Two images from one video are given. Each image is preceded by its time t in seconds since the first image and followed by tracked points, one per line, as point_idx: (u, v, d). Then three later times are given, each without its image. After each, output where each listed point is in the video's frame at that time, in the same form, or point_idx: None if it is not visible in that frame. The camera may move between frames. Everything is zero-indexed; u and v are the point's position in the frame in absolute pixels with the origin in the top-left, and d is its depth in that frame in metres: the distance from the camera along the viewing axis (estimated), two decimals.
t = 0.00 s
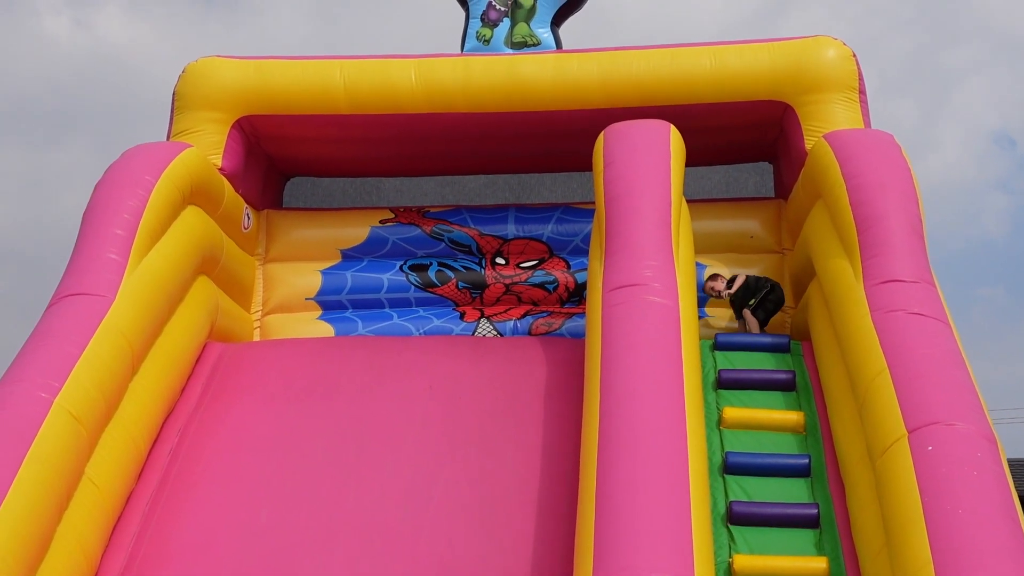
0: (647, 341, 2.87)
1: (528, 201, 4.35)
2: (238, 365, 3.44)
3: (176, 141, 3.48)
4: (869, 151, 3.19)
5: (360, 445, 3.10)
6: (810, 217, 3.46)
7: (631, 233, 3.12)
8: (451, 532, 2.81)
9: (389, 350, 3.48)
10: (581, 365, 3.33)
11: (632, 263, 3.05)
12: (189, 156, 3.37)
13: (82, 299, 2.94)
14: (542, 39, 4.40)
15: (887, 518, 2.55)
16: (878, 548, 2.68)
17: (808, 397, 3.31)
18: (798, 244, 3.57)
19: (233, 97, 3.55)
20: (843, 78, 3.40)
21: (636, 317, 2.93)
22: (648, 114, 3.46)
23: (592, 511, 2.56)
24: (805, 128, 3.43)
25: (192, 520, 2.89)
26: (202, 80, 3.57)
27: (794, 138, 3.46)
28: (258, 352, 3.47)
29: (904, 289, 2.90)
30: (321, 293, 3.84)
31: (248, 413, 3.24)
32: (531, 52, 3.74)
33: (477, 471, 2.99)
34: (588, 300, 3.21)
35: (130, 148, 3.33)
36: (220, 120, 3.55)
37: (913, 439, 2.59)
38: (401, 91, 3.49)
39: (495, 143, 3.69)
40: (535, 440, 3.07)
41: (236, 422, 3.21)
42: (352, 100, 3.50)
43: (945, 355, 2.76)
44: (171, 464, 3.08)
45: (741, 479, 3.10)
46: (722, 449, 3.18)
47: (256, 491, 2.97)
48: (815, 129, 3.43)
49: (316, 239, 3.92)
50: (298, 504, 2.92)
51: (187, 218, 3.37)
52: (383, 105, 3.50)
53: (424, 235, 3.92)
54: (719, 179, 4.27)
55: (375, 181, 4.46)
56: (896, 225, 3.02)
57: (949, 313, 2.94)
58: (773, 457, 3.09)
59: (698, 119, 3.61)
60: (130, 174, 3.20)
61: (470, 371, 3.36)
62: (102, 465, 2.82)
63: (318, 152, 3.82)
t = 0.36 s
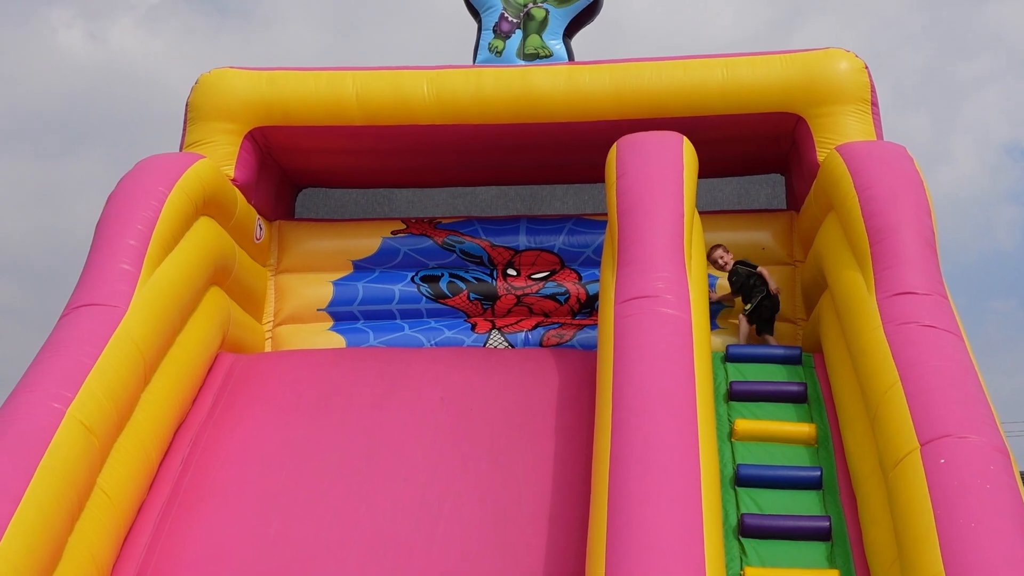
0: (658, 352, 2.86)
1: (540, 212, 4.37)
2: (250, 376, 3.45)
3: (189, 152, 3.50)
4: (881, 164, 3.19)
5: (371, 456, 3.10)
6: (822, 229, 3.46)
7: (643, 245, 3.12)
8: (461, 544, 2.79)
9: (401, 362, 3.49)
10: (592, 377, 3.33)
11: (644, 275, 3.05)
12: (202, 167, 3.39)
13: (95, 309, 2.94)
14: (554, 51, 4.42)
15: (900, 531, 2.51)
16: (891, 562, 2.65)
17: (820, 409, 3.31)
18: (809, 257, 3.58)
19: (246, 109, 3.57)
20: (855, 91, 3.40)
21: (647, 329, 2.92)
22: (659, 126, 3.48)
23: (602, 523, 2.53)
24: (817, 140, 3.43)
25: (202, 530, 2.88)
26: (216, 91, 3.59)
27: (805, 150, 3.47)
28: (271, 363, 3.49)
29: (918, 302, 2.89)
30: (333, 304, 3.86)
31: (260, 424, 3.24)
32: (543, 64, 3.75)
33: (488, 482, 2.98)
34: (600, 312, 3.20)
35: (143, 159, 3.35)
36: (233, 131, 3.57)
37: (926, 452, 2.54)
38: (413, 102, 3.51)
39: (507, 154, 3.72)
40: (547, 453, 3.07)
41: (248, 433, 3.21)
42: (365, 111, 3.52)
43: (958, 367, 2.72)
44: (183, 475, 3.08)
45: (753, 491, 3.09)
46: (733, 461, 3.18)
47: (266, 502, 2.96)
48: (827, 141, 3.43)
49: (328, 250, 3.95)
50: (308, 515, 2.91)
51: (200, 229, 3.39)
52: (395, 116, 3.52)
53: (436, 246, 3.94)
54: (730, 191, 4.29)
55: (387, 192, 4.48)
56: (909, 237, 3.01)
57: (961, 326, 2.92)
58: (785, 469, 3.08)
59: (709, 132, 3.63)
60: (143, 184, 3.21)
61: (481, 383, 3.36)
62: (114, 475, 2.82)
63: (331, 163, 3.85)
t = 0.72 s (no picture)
0: (664, 365, 2.85)
1: (547, 225, 4.37)
2: (256, 389, 3.45)
3: (197, 165, 3.51)
4: (887, 178, 3.19)
5: (377, 469, 3.09)
6: (829, 243, 3.46)
7: (649, 258, 3.12)
8: (465, 557, 2.78)
9: (407, 375, 3.49)
10: (599, 391, 3.33)
11: (651, 288, 3.04)
12: (209, 180, 3.40)
13: (101, 321, 2.95)
14: (561, 65, 4.44)
15: (906, 546, 2.49)
16: None
17: (827, 423, 3.30)
18: (816, 270, 3.59)
19: (253, 121, 3.58)
20: (862, 104, 3.41)
21: (653, 342, 2.91)
22: (666, 139, 3.48)
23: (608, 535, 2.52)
24: (824, 153, 3.43)
25: (206, 542, 2.87)
26: (223, 104, 3.60)
27: (812, 163, 3.47)
28: (279, 376, 3.50)
29: (925, 316, 2.87)
30: (339, 317, 3.87)
31: (265, 437, 3.24)
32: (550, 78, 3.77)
33: (494, 496, 2.97)
34: (606, 325, 3.20)
35: (151, 173, 3.36)
36: (241, 144, 3.59)
37: (932, 466, 2.52)
38: (420, 115, 3.52)
39: (514, 167, 3.72)
40: (553, 466, 3.06)
41: (254, 445, 3.21)
42: (372, 124, 3.53)
43: (965, 382, 2.71)
44: (189, 487, 3.08)
45: (759, 505, 3.08)
46: (740, 475, 3.17)
47: (271, 514, 2.96)
48: (834, 154, 3.43)
49: (335, 263, 3.97)
50: (312, 527, 2.90)
51: (207, 242, 3.40)
52: (402, 129, 3.54)
53: (443, 258, 3.95)
54: (737, 205, 4.30)
55: (394, 206, 4.50)
56: (915, 251, 3.00)
57: (969, 340, 2.90)
58: (792, 483, 3.07)
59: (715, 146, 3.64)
60: (150, 197, 3.22)
61: (487, 396, 3.36)
62: (121, 487, 2.81)
63: (339, 175, 3.86)
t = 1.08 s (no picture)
0: (667, 378, 2.84)
1: (550, 238, 4.38)
2: (259, 401, 3.45)
3: (201, 177, 3.52)
4: (890, 191, 3.19)
5: (379, 482, 3.09)
6: (832, 256, 3.47)
7: (652, 271, 3.12)
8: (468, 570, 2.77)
9: (410, 388, 3.49)
10: (602, 404, 3.32)
11: (654, 302, 3.04)
12: (213, 192, 3.41)
13: (105, 333, 2.95)
14: (564, 78, 4.46)
15: (910, 561, 2.47)
16: None
17: (830, 436, 3.29)
18: (819, 284, 3.59)
19: (257, 134, 3.59)
20: (865, 118, 3.41)
21: (657, 356, 2.91)
22: (669, 153, 3.49)
23: (610, 549, 2.51)
24: (827, 167, 3.44)
25: (208, 554, 2.86)
26: (227, 117, 3.62)
27: (816, 177, 3.47)
28: (282, 388, 3.50)
29: (928, 329, 2.87)
30: (342, 329, 3.87)
31: (268, 450, 3.24)
32: (553, 90, 3.78)
33: (497, 509, 2.96)
34: (610, 338, 3.20)
35: (155, 185, 3.37)
36: (245, 157, 3.60)
37: (936, 480, 2.51)
38: (424, 128, 3.53)
39: (518, 179, 3.73)
40: (556, 479, 3.05)
41: (256, 457, 3.21)
42: (376, 137, 3.55)
43: (969, 396, 2.70)
44: (191, 499, 3.07)
45: (763, 519, 3.06)
46: (743, 489, 3.16)
47: (273, 527, 2.95)
48: (837, 168, 3.43)
49: (338, 275, 3.98)
50: (314, 540, 2.89)
51: (210, 254, 3.41)
52: (405, 142, 3.55)
53: (446, 271, 3.95)
54: (740, 218, 4.31)
55: (398, 218, 4.51)
56: (919, 264, 3.00)
57: (973, 355, 2.90)
58: (796, 497, 3.06)
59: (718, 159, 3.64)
60: (154, 209, 3.23)
61: (490, 410, 3.35)
62: (123, 499, 2.81)
63: (342, 188, 3.88)
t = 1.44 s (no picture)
0: (669, 390, 2.84)
1: (552, 250, 4.39)
2: (261, 413, 3.45)
3: (203, 189, 3.53)
4: (892, 203, 3.19)
5: (380, 494, 3.08)
6: (834, 268, 3.47)
7: (654, 283, 3.12)
8: None
9: (411, 400, 3.48)
10: (604, 417, 3.32)
11: (656, 314, 3.04)
12: (215, 204, 3.42)
13: (107, 345, 2.95)
14: (566, 89, 4.47)
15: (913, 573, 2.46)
16: None
17: (833, 448, 3.29)
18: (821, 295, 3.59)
19: (260, 147, 3.60)
20: (867, 130, 3.42)
21: (659, 367, 2.91)
22: (671, 165, 3.50)
23: (612, 562, 2.50)
24: (829, 178, 3.44)
25: (208, 567, 2.85)
26: (229, 129, 3.63)
27: (818, 188, 3.48)
28: (283, 400, 3.50)
29: (930, 341, 2.87)
30: (344, 341, 3.87)
31: (269, 462, 3.23)
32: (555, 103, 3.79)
33: (499, 521, 2.95)
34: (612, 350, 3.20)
35: (158, 197, 3.38)
36: (247, 169, 3.61)
37: (939, 492, 2.50)
38: (426, 140, 3.54)
39: (520, 191, 3.74)
40: (558, 492, 3.04)
41: (258, 470, 3.20)
42: (378, 149, 3.56)
43: (971, 407, 2.69)
44: (193, 512, 3.06)
45: (766, 531, 3.05)
46: (746, 501, 3.15)
47: (274, 539, 2.94)
48: (839, 180, 3.44)
49: (340, 287, 3.98)
50: (315, 552, 2.88)
51: (212, 266, 3.41)
52: (407, 154, 3.56)
53: (448, 283, 3.96)
54: (741, 230, 4.32)
55: (400, 230, 4.52)
56: (922, 276, 3.00)
57: (975, 366, 2.89)
58: (798, 509, 3.05)
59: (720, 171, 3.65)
60: (156, 221, 3.23)
61: (492, 422, 3.35)
62: (125, 512, 2.80)
63: (344, 200, 3.89)
